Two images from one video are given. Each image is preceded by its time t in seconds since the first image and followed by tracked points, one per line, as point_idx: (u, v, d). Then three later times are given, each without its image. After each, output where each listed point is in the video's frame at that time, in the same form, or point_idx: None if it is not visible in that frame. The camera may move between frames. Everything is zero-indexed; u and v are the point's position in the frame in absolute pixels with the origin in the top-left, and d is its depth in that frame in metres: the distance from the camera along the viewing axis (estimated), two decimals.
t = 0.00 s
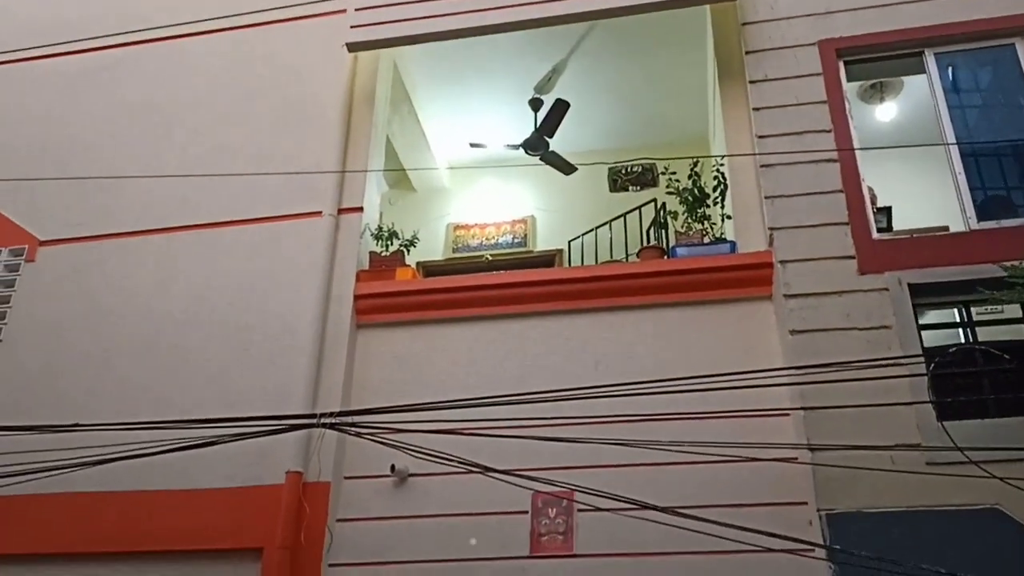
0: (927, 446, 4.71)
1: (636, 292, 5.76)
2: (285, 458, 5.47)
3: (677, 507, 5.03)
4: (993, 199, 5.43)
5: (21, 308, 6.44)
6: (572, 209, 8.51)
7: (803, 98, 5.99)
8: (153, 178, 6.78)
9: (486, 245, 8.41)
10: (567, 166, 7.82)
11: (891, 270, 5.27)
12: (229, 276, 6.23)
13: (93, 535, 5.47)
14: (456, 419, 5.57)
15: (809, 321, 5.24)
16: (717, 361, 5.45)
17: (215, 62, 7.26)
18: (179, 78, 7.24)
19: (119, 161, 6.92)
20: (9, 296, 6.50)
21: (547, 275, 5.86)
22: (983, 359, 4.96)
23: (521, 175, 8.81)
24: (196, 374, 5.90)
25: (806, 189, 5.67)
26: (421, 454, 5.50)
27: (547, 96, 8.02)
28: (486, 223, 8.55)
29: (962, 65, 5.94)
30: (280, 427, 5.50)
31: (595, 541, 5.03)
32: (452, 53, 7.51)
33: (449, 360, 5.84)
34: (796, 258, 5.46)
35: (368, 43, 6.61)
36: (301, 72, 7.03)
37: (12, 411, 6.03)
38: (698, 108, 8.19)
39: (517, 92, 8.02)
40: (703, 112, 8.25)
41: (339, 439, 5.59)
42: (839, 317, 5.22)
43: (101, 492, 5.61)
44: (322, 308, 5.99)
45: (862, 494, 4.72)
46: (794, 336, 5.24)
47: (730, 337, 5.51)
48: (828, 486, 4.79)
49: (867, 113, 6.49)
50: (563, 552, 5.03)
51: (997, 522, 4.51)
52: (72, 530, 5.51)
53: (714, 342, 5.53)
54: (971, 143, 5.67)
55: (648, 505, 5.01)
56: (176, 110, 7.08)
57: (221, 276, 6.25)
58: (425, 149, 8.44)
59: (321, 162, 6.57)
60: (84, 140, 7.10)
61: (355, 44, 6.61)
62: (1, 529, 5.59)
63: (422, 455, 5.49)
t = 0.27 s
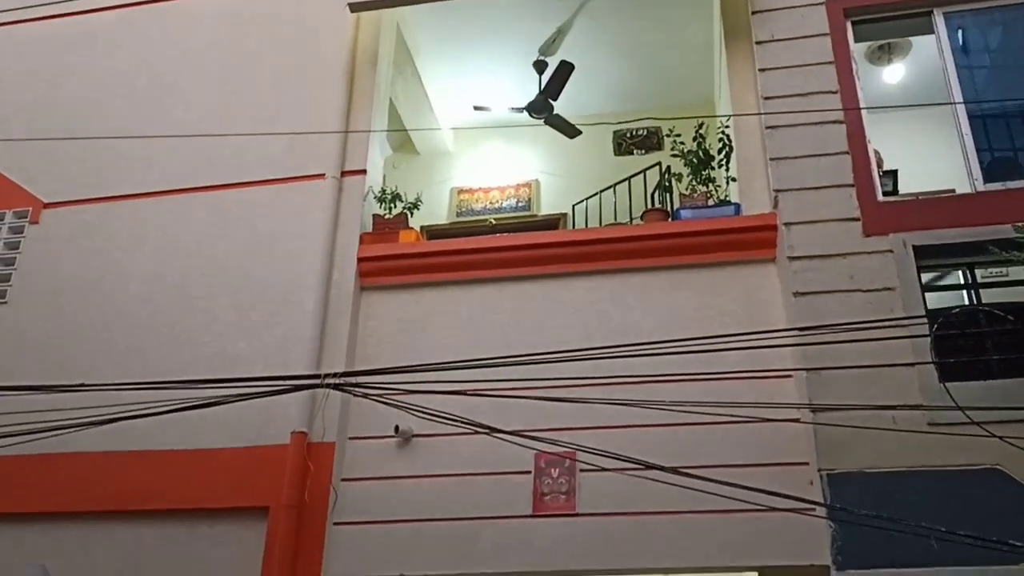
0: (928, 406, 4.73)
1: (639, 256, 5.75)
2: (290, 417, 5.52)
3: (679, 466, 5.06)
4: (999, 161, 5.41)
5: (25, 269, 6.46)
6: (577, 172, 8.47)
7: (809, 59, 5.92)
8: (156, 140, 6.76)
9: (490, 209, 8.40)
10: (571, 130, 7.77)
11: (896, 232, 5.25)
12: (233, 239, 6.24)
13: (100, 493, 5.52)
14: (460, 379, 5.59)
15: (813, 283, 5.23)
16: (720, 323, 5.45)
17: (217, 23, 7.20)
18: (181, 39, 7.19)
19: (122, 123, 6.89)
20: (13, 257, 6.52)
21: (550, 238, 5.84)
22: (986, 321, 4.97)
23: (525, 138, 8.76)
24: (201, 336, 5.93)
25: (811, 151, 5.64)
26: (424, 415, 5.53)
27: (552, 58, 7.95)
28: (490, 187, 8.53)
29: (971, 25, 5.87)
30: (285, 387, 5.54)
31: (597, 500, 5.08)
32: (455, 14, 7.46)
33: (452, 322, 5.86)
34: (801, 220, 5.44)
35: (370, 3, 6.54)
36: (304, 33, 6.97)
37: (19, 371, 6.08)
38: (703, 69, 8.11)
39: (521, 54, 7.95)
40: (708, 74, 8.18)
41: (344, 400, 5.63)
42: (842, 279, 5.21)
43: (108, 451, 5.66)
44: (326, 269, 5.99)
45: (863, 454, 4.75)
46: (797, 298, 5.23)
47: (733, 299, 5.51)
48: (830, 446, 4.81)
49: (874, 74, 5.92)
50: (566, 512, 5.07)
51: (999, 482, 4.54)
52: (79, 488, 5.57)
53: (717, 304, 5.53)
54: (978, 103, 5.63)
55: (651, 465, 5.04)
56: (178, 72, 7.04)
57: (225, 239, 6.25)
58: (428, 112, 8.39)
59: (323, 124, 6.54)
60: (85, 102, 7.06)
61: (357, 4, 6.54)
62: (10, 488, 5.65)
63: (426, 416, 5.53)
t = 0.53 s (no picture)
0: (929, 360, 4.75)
1: (643, 214, 5.72)
2: (294, 374, 5.55)
3: (681, 422, 5.08)
4: (1007, 118, 5.34)
5: (28, 227, 6.46)
6: (581, 132, 8.42)
7: (816, 15, 5.85)
8: (157, 97, 6.72)
9: (494, 168, 8.33)
10: (575, 88, 7.70)
11: (901, 190, 5.22)
12: (236, 197, 6.22)
13: (106, 448, 5.56)
14: (463, 337, 5.61)
15: (817, 241, 5.22)
16: (725, 281, 5.43)
17: None
18: None
19: (122, 80, 6.84)
20: (16, 214, 6.51)
21: (552, 195, 5.79)
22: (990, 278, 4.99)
23: (529, 97, 8.70)
24: (204, 294, 5.94)
25: (817, 108, 5.59)
26: (427, 371, 5.55)
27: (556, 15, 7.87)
28: (493, 147, 8.48)
29: None
30: (288, 343, 5.57)
31: (599, 456, 5.11)
32: None
33: (455, 280, 5.86)
34: (806, 178, 5.42)
35: None
36: None
37: (24, 328, 6.10)
38: (709, 27, 8.02)
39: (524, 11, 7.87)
40: (714, 31, 8.09)
41: (348, 356, 5.65)
42: (847, 237, 5.19)
43: (113, 407, 5.70)
44: (329, 227, 5.98)
45: (865, 411, 4.78)
46: (801, 257, 5.22)
47: (736, 257, 5.49)
48: (832, 402, 4.83)
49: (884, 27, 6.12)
50: (569, 468, 5.11)
51: (999, 438, 4.57)
52: (84, 444, 5.61)
53: (720, 262, 5.51)
54: (987, 56, 5.57)
55: (653, 421, 5.07)
56: (179, 29, 6.98)
57: (227, 197, 6.24)
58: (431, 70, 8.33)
59: (326, 81, 6.50)
60: (85, 59, 7.01)
61: None
62: (16, 444, 5.69)
63: (429, 373, 5.55)
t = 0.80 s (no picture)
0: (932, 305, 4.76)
1: (647, 161, 5.64)
2: (298, 319, 5.57)
3: (683, 368, 5.10)
4: (1017, 64, 5.27)
5: (29, 173, 6.43)
6: (585, 79, 8.32)
7: None
8: (157, 42, 6.63)
9: (498, 117, 8.25)
10: (581, 35, 7.58)
11: (908, 137, 5.16)
12: (237, 143, 6.18)
13: (111, 393, 5.60)
14: (466, 283, 5.60)
15: (822, 187, 5.18)
16: (728, 227, 5.40)
17: None
18: None
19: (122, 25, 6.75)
20: (17, 161, 6.48)
21: (557, 142, 5.72)
22: (996, 225, 4.95)
23: (533, 44, 8.58)
24: (207, 240, 5.93)
25: (826, 53, 5.50)
26: (430, 317, 5.57)
27: None
28: (497, 96, 8.38)
29: None
30: (291, 289, 5.60)
31: (602, 401, 5.14)
32: None
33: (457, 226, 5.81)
34: (813, 124, 5.35)
35: None
36: None
37: (27, 274, 6.11)
38: None
39: None
40: None
41: (351, 302, 5.65)
42: (852, 184, 5.15)
43: (118, 353, 5.73)
44: (331, 173, 5.94)
45: (867, 356, 4.79)
46: (805, 204, 5.18)
47: (742, 204, 5.44)
48: (833, 348, 4.84)
49: None
50: (571, 413, 5.14)
51: (999, 384, 4.60)
52: (89, 389, 5.65)
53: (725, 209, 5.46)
54: None
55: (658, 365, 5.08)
56: None
57: (229, 143, 6.20)
58: (434, 16, 8.21)
59: (328, 27, 6.41)
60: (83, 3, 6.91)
61: None
62: (23, 388, 5.74)
63: (432, 318, 5.57)
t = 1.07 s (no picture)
0: (938, 227, 4.78)
1: (654, 87, 5.55)
2: (302, 245, 5.57)
3: (688, 295, 5.09)
4: None
5: (28, 100, 6.35)
6: (591, 6, 8.16)
7: None
8: None
9: (501, 44, 7.65)
10: None
11: (920, 60, 5.09)
12: (238, 68, 6.10)
13: (118, 319, 5.63)
14: (470, 209, 5.56)
15: (830, 111, 5.10)
16: (736, 153, 5.33)
17: None
18: None
19: None
20: (17, 86, 6.40)
21: (561, 67, 5.61)
22: (1008, 148, 4.89)
23: None
24: (210, 168, 5.89)
25: None
26: (435, 244, 5.55)
27: None
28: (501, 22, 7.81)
29: None
30: (294, 216, 5.62)
31: (606, 328, 5.15)
32: None
33: (461, 152, 5.74)
34: (824, 47, 5.26)
35: None
36: None
37: (29, 201, 6.07)
38: None
39: None
40: None
41: (355, 228, 5.64)
42: (862, 108, 5.09)
43: (123, 281, 5.73)
44: (334, 99, 5.87)
45: (872, 282, 4.80)
46: (814, 129, 5.11)
47: (749, 129, 5.37)
48: (839, 274, 4.84)
49: None
50: (576, 340, 5.16)
51: (1002, 307, 4.64)
52: (95, 316, 5.66)
53: (733, 135, 5.39)
54: None
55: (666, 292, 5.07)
56: None
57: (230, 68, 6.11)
58: None
59: None
60: None
61: None
62: (28, 314, 5.74)
63: (436, 245, 5.54)
